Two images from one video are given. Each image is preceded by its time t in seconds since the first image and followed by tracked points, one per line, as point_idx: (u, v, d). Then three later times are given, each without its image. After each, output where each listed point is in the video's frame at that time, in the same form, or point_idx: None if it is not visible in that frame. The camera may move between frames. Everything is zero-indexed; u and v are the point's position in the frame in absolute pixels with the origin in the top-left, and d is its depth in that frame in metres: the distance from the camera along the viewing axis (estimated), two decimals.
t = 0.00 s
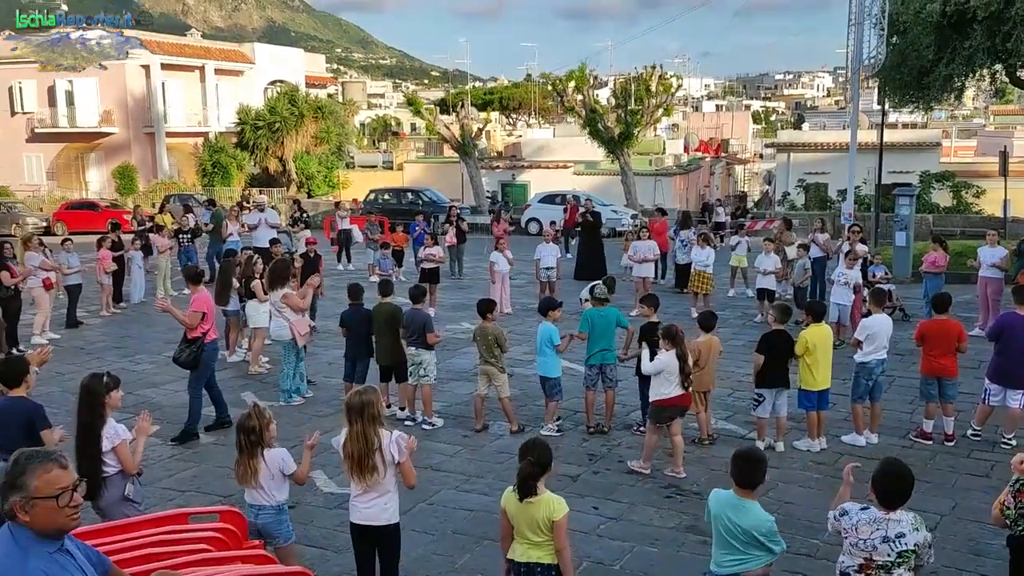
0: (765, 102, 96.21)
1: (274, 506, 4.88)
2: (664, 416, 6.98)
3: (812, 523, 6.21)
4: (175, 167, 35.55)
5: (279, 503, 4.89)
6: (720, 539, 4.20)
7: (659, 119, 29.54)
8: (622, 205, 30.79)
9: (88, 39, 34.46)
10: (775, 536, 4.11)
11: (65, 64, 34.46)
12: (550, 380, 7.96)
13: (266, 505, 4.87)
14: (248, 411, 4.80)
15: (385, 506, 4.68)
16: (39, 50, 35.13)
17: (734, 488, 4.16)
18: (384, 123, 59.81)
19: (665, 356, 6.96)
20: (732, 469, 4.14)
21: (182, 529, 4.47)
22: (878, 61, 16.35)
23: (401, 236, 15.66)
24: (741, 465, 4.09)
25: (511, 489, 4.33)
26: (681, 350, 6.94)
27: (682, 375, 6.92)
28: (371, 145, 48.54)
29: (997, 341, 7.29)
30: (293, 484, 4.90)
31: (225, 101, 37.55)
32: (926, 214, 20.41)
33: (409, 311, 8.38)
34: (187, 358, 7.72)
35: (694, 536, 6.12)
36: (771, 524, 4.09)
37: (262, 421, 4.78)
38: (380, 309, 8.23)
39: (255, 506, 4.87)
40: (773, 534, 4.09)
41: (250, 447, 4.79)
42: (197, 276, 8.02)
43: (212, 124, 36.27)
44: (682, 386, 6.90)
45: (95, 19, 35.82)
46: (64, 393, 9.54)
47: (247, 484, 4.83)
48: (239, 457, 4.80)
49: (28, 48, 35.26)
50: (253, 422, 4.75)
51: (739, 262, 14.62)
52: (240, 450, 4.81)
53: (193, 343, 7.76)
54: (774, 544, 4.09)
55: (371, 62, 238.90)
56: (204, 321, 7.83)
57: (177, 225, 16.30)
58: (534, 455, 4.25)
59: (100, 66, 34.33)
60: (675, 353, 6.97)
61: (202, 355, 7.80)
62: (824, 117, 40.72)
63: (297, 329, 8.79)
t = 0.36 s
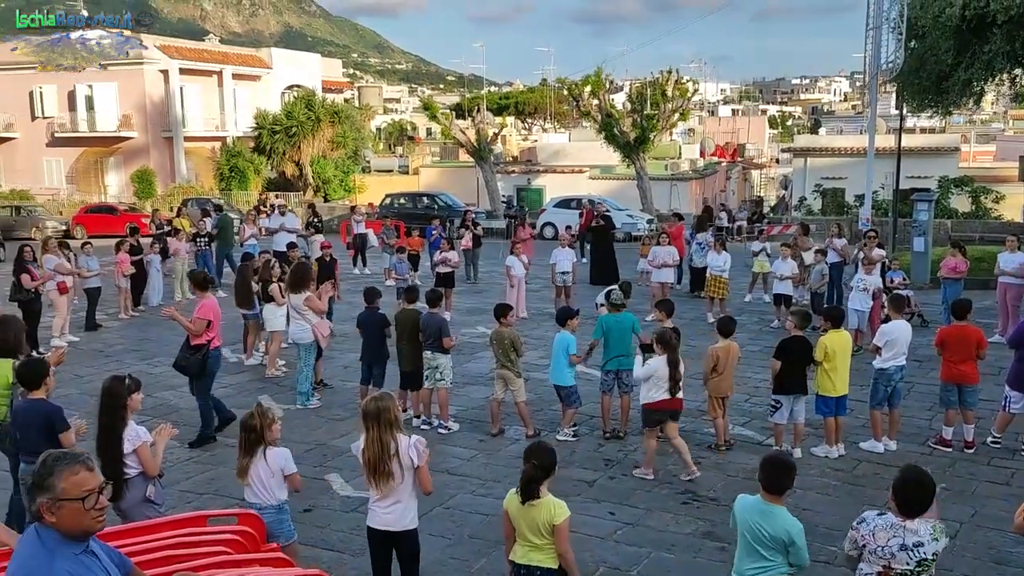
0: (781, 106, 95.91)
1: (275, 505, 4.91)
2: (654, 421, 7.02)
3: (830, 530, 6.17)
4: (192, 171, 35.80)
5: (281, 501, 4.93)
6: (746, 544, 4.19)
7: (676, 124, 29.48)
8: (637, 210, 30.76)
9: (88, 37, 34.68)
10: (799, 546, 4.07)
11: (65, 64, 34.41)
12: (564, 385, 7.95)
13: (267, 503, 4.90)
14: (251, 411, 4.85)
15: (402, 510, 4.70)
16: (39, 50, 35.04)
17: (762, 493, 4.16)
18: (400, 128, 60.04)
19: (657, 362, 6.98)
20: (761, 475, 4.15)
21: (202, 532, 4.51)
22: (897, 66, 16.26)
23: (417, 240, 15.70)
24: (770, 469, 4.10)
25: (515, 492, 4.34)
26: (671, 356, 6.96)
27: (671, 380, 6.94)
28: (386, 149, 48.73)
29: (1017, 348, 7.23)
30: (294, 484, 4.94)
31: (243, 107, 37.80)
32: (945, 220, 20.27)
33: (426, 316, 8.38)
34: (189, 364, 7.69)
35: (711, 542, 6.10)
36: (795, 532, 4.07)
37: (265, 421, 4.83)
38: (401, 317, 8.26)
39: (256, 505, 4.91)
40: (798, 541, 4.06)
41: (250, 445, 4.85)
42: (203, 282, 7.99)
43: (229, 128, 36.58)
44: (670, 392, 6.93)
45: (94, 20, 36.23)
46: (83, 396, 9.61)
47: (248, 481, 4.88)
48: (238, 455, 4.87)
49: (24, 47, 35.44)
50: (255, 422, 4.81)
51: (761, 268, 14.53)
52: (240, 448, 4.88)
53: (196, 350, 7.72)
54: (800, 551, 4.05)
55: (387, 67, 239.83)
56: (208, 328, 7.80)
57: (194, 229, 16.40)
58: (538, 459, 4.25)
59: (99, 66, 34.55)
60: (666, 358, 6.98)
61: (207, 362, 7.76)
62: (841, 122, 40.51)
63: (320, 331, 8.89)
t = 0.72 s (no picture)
0: (799, 112, 95.58)
1: (287, 507, 4.95)
2: (650, 423, 7.08)
3: (847, 537, 6.14)
4: (210, 175, 36.08)
5: (293, 503, 4.97)
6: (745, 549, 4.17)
7: (692, 128, 29.43)
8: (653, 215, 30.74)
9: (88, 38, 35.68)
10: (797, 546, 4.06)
11: (65, 63, 35.75)
12: (579, 390, 7.94)
13: (279, 505, 4.95)
14: (265, 413, 4.92)
15: (421, 513, 4.71)
16: (39, 51, 36.48)
17: (754, 497, 4.18)
18: (416, 132, 60.23)
19: (649, 364, 7.04)
20: (750, 477, 4.17)
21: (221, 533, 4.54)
22: (916, 71, 16.17)
23: (433, 245, 15.74)
24: (757, 470, 4.12)
25: (522, 496, 4.35)
26: (662, 358, 7.04)
27: (663, 381, 7.00)
28: (402, 153, 48.93)
29: None
30: (306, 487, 4.97)
31: (260, 111, 38.07)
32: (964, 226, 20.13)
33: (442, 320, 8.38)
34: (208, 374, 7.59)
35: (727, 548, 6.07)
36: (793, 533, 4.07)
37: (277, 423, 4.89)
38: (417, 320, 8.29)
39: (269, 506, 4.96)
40: (797, 541, 4.06)
41: (262, 447, 4.92)
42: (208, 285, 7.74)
43: (248, 133, 36.80)
44: (661, 393, 6.97)
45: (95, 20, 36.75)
46: (103, 398, 9.68)
47: (263, 482, 4.94)
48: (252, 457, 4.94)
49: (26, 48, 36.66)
50: (266, 424, 4.87)
51: (780, 274, 14.47)
52: (255, 450, 4.95)
53: (210, 358, 7.58)
54: (799, 552, 4.04)
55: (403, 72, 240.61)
56: (221, 334, 7.65)
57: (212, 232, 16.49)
58: (546, 464, 4.25)
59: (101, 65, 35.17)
60: (658, 360, 7.04)
61: (223, 366, 7.69)
62: (859, 128, 40.33)
63: (338, 332, 8.90)
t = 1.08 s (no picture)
0: (816, 117, 95.14)
1: (310, 514, 4.94)
2: (643, 422, 7.23)
3: (864, 543, 6.09)
4: (226, 179, 36.25)
5: (316, 510, 4.95)
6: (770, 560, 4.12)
7: (708, 133, 29.30)
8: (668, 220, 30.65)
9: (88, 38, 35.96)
10: (824, 551, 4.06)
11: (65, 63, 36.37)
12: (594, 392, 7.91)
13: (301, 511, 4.94)
14: (290, 418, 4.90)
15: (435, 517, 4.71)
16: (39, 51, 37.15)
17: (775, 506, 4.14)
18: (432, 137, 60.33)
19: (643, 363, 7.20)
20: (768, 486, 4.14)
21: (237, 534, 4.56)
22: (934, 74, 16.06)
23: (448, 248, 15.75)
24: (776, 477, 4.09)
25: (543, 502, 4.34)
26: (655, 358, 7.20)
27: (658, 381, 7.16)
28: (417, 157, 48.99)
29: None
30: (328, 494, 4.94)
31: (277, 115, 38.24)
32: (983, 231, 19.97)
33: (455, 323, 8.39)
34: (211, 385, 7.46)
35: (742, 554, 6.04)
36: (819, 538, 4.05)
37: (302, 428, 4.87)
38: (431, 322, 8.28)
39: (292, 511, 4.97)
40: (824, 546, 4.05)
41: (287, 453, 4.91)
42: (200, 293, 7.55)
43: (264, 136, 36.95)
44: (656, 392, 7.15)
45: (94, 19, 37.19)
46: (120, 400, 9.74)
47: (287, 488, 4.93)
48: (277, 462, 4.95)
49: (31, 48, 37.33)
50: (290, 429, 4.86)
51: (791, 277, 14.38)
52: (279, 457, 4.94)
53: (211, 368, 7.47)
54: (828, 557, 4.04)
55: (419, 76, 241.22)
56: (219, 342, 7.51)
57: (228, 235, 16.58)
58: (568, 469, 4.24)
59: (100, 65, 35.60)
60: (651, 360, 7.20)
61: (223, 374, 7.57)
62: (876, 132, 40.08)
63: (353, 333, 8.89)
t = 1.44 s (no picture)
0: (832, 121, 94.78)
1: (341, 523, 4.93)
2: (637, 426, 7.20)
3: (880, 552, 6.04)
4: (241, 183, 36.41)
5: (347, 520, 4.94)
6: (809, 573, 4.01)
7: (722, 137, 29.21)
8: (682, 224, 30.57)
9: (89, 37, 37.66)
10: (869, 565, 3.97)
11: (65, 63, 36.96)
12: (609, 400, 7.89)
13: (333, 521, 4.93)
14: (323, 427, 4.92)
15: (449, 523, 4.70)
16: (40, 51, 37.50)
17: (821, 518, 4.10)
18: (445, 141, 60.44)
19: (636, 367, 7.17)
20: (814, 500, 4.10)
21: (250, 538, 4.57)
22: (950, 79, 15.94)
23: (461, 252, 15.75)
24: (824, 489, 4.07)
25: (561, 509, 4.33)
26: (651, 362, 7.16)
27: (654, 385, 7.13)
28: (430, 162, 49.12)
29: None
30: (360, 503, 4.93)
31: (291, 119, 38.41)
32: (1000, 237, 19.81)
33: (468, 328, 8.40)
34: (208, 388, 7.39)
35: (756, 561, 6.01)
36: (864, 552, 3.97)
37: (335, 438, 4.88)
38: (445, 327, 8.29)
39: (324, 520, 4.96)
40: (869, 561, 3.97)
41: (321, 463, 4.91)
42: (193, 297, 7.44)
43: (278, 140, 37.09)
44: (653, 396, 7.12)
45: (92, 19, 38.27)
46: (135, 403, 9.79)
47: (319, 496, 4.93)
48: (311, 473, 4.94)
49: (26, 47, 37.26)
50: (325, 438, 4.87)
51: (800, 284, 14.30)
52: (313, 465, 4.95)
53: (208, 372, 7.38)
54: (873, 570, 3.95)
55: (432, 80, 241.78)
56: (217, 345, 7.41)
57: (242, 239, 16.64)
58: (584, 475, 4.24)
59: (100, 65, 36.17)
60: (645, 364, 7.16)
61: (219, 379, 7.46)
62: (891, 137, 39.86)
63: (370, 337, 8.94)
